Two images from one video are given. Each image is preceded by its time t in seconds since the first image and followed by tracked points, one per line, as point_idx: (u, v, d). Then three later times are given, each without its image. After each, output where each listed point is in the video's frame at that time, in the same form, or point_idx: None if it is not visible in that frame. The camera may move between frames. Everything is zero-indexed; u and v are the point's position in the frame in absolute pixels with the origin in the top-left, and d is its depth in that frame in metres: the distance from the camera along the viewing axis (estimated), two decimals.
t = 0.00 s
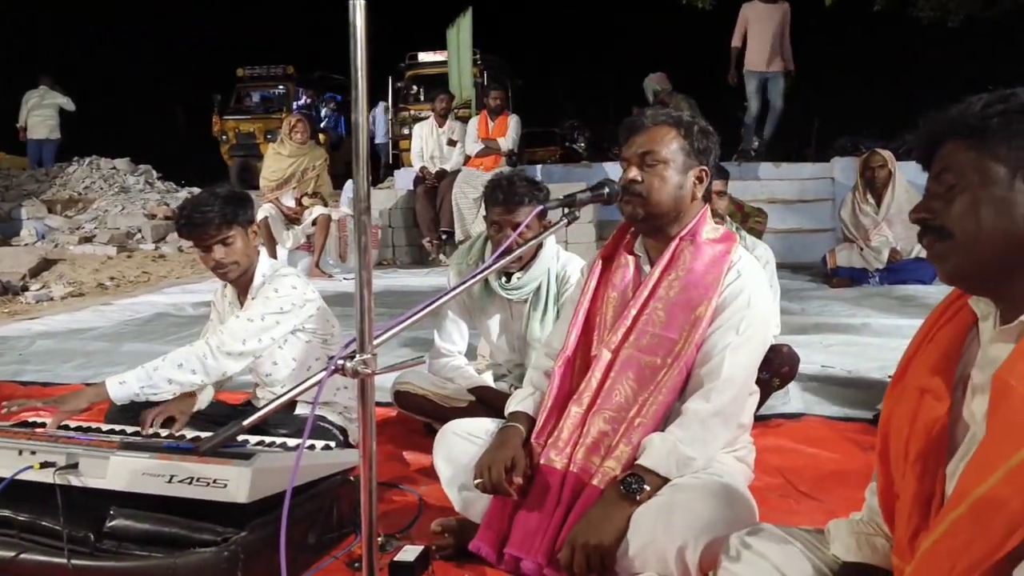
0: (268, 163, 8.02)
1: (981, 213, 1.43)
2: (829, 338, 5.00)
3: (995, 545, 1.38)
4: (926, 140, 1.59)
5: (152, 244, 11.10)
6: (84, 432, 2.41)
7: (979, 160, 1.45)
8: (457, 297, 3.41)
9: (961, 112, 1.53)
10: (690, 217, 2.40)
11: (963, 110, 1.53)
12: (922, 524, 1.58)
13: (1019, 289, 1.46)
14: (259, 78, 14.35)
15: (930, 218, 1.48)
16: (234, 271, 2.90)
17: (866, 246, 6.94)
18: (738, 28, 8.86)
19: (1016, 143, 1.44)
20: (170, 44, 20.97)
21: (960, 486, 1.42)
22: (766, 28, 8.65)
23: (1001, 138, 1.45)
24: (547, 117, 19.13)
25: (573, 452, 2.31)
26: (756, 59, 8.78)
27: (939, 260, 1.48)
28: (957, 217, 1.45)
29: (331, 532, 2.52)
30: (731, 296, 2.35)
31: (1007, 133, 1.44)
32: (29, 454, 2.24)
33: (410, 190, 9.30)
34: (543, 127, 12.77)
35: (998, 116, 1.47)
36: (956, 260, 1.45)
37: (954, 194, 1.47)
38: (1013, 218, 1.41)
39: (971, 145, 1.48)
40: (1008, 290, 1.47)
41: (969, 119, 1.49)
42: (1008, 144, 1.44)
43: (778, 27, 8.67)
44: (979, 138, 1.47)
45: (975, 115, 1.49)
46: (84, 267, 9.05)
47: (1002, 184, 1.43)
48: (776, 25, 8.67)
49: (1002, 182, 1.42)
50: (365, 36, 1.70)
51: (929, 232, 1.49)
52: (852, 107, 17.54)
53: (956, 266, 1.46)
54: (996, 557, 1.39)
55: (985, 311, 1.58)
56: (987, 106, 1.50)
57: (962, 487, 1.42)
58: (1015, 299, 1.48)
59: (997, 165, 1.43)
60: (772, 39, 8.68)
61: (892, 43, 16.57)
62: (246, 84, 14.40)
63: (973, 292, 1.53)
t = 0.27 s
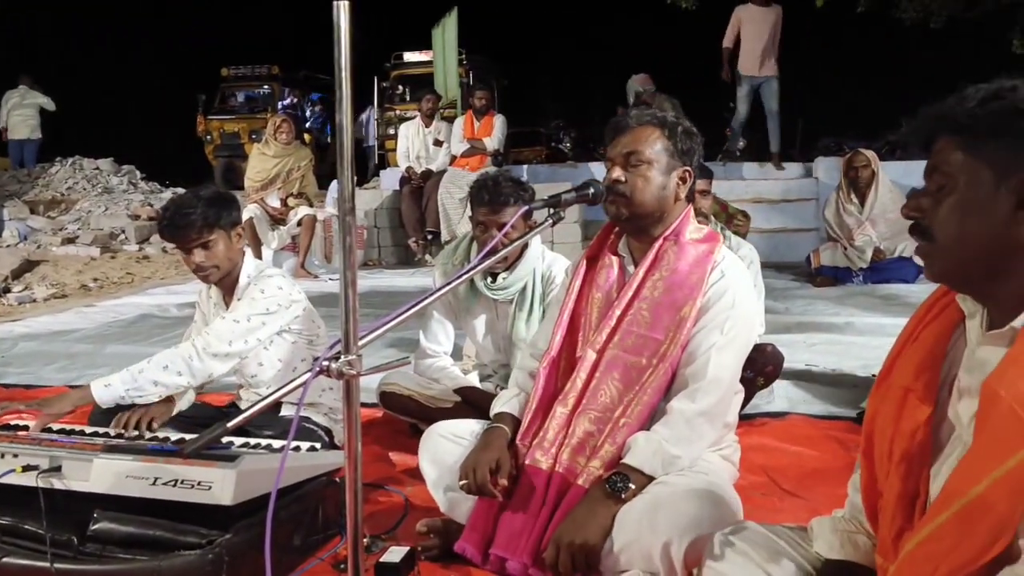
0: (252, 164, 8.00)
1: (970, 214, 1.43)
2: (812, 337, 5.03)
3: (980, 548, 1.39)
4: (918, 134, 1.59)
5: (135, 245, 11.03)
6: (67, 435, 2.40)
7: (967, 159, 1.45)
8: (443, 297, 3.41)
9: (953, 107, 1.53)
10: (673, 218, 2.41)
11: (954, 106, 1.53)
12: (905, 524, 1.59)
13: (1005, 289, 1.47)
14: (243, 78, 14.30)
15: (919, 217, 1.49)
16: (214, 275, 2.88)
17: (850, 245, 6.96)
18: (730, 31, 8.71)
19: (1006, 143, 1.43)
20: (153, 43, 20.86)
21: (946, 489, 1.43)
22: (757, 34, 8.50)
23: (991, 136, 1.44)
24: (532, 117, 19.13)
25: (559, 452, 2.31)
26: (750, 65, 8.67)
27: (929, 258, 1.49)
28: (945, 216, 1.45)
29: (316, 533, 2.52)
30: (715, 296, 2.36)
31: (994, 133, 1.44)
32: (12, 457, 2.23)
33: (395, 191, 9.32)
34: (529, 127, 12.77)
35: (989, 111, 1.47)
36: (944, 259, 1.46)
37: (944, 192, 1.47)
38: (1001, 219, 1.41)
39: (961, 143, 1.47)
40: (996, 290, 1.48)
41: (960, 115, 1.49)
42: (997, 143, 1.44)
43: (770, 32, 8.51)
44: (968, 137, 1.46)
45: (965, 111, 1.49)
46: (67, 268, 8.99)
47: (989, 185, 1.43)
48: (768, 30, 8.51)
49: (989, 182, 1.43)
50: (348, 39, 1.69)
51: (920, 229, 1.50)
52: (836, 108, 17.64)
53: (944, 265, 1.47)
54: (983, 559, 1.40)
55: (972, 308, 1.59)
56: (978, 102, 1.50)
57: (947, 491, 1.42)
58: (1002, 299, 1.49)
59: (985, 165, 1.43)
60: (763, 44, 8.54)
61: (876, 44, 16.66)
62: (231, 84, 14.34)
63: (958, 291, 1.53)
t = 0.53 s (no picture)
0: (244, 164, 8.02)
1: (974, 215, 1.43)
2: (804, 336, 5.04)
3: (974, 552, 1.39)
4: (924, 127, 1.57)
5: (126, 246, 10.99)
6: (58, 437, 2.39)
7: (970, 156, 1.45)
8: (435, 298, 3.41)
9: (963, 96, 1.50)
10: (662, 217, 2.41)
11: (965, 96, 1.50)
12: (897, 525, 1.59)
13: (1004, 289, 1.47)
14: (235, 78, 14.27)
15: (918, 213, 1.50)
16: (207, 274, 2.87)
17: (842, 244, 6.97)
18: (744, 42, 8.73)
19: (1011, 142, 1.41)
20: (144, 43, 20.79)
21: (941, 492, 1.42)
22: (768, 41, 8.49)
23: (997, 133, 1.43)
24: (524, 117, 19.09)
25: (550, 452, 2.31)
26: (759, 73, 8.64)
27: (929, 257, 1.49)
28: (947, 214, 1.45)
29: (308, 535, 2.51)
30: (705, 295, 2.36)
31: (1001, 129, 1.43)
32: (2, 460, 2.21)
33: (387, 191, 9.29)
34: (521, 127, 12.77)
35: (997, 104, 1.45)
36: (946, 258, 1.46)
37: (948, 190, 1.47)
38: (1002, 219, 1.41)
39: (967, 139, 1.46)
40: (997, 290, 1.48)
41: (968, 108, 1.47)
42: (1003, 141, 1.42)
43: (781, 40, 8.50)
44: (975, 133, 1.45)
45: (972, 104, 1.47)
46: (57, 269, 8.95)
47: (993, 185, 1.42)
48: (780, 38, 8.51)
49: (993, 182, 1.42)
50: (338, 38, 1.69)
51: (921, 225, 1.50)
52: (828, 108, 17.68)
53: (942, 263, 1.47)
54: (978, 563, 1.39)
55: (968, 305, 1.59)
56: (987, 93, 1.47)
57: (942, 494, 1.42)
58: (1002, 299, 1.49)
59: (989, 164, 1.42)
60: (773, 51, 8.50)
61: (868, 45, 16.72)
62: (223, 84, 14.31)
63: (955, 288, 1.53)
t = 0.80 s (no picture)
0: (239, 165, 8.01)
1: (973, 216, 1.43)
2: (799, 335, 5.04)
3: (970, 553, 1.39)
4: (921, 124, 1.57)
5: (121, 247, 10.97)
6: (51, 439, 2.38)
7: (969, 156, 1.44)
8: (430, 299, 3.40)
9: (963, 93, 1.49)
10: (655, 217, 2.41)
11: (966, 93, 1.49)
12: (890, 525, 1.60)
13: (999, 289, 1.48)
14: (230, 79, 14.26)
15: (917, 212, 1.50)
16: (202, 271, 2.88)
17: (836, 244, 6.99)
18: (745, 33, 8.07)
19: (1010, 142, 1.41)
20: (138, 44, 20.75)
21: (936, 493, 1.42)
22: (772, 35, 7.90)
23: (999, 133, 1.42)
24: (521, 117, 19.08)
25: (545, 453, 2.31)
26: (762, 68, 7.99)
27: (926, 257, 1.49)
28: (945, 214, 1.45)
29: (302, 536, 2.51)
30: (698, 295, 2.36)
31: (1000, 130, 1.42)
32: None
33: (383, 192, 9.29)
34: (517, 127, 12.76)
35: (998, 103, 1.44)
36: (945, 257, 1.46)
37: (947, 189, 1.46)
38: (1003, 220, 1.41)
39: (966, 138, 1.45)
40: (996, 290, 1.49)
41: (968, 106, 1.46)
42: (1005, 142, 1.42)
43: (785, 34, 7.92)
44: (974, 133, 1.44)
45: (973, 102, 1.46)
46: (52, 271, 8.93)
47: (993, 184, 1.42)
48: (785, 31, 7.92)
49: (993, 182, 1.42)
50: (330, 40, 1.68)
51: (918, 224, 1.50)
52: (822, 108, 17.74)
53: (941, 263, 1.47)
54: (972, 564, 1.40)
55: (963, 303, 1.60)
56: (988, 90, 1.46)
57: (937, 495, 1.42)
58: (1000, 299, 1.49)
59: (989, 164, 1.42)
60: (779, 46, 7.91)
61: (860, 46, 16.79)
62: (217, 85, 14.30)
63: (950, 287, 1.54)
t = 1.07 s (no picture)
0: (235, 166, 7.96)
1: (973, 215, 1.43)
2: (794, 334, 5.04)
3: (966, 553, 1.39)
4: (917, 122, 1.57)
5: (116, 249, 10.95)
6: (45, 441, 2.37)
7: (966, 155, 1.44)
8: (425, 299, 3.40)
9: (958, 92, 1.49)
10: (648, 217, 2.42)
11: (962, 92, 1.49)
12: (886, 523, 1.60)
13: (996, 288, 1.48)
14: (225, 80, 14.25)
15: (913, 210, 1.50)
16: (207, 265, 2.91)
17: (832, 242, 6.99)
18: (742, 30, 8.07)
19: (1007, 140, 1.41)
20: (133, 44, 20.75)
21: (933, 494, 1.42)
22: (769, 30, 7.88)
23: (996, 132, 1.42)
24: (517, 118, 19.09)
25: (541, 454, 2.31)
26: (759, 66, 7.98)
27: (925, 255, 1.49)
28: (944, 213, 1.45)
29: (298, 537, 2.50)
30: (692, 294, 2.36)
31: (999, 128, 1.42)
32: None
33: (378, 192, 9.30)
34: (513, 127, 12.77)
35: (994, 101, 1.44)
36: (944, 256, 1.46)
37: (944, 188, 1.46)
38: (1003, 219, 1.41)
39: (962, 136, 1.45)
40: (993, 288, 1.49)
41: (965, 104, 1.46)
42: (1002, 141, 1.41)
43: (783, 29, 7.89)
44: (971, 131, 1.44)
45: (970, 101, 1.46)
46: (47, 273, 8.91)
47: (991, 183, 1.42)
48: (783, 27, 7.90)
49: (992, 180, 1.42)
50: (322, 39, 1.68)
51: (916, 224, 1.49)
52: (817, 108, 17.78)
53: (939, 262, 1.47)
54: (969, 563, 1.40)
55: (957, 301, 1.60)
56: (983, 89, 1.46)
57: (933, 494, 1.42)
58: (999, 298, 1.49)
59: (988, 163, 1.42)
60: (775, 42, 7.88)
61: (855, 45, 16.83)
62: (212, 86, 14.29)
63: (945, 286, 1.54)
